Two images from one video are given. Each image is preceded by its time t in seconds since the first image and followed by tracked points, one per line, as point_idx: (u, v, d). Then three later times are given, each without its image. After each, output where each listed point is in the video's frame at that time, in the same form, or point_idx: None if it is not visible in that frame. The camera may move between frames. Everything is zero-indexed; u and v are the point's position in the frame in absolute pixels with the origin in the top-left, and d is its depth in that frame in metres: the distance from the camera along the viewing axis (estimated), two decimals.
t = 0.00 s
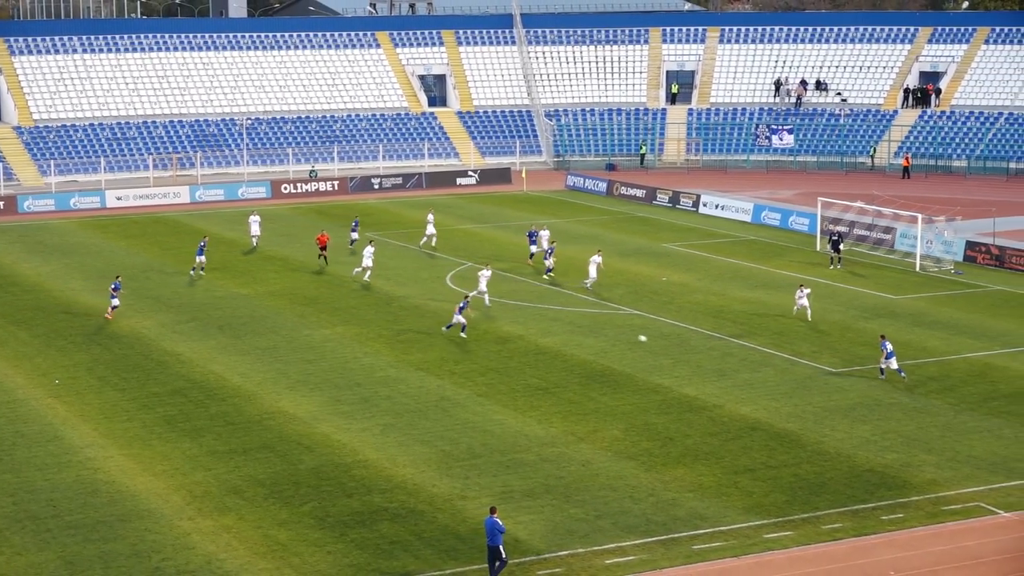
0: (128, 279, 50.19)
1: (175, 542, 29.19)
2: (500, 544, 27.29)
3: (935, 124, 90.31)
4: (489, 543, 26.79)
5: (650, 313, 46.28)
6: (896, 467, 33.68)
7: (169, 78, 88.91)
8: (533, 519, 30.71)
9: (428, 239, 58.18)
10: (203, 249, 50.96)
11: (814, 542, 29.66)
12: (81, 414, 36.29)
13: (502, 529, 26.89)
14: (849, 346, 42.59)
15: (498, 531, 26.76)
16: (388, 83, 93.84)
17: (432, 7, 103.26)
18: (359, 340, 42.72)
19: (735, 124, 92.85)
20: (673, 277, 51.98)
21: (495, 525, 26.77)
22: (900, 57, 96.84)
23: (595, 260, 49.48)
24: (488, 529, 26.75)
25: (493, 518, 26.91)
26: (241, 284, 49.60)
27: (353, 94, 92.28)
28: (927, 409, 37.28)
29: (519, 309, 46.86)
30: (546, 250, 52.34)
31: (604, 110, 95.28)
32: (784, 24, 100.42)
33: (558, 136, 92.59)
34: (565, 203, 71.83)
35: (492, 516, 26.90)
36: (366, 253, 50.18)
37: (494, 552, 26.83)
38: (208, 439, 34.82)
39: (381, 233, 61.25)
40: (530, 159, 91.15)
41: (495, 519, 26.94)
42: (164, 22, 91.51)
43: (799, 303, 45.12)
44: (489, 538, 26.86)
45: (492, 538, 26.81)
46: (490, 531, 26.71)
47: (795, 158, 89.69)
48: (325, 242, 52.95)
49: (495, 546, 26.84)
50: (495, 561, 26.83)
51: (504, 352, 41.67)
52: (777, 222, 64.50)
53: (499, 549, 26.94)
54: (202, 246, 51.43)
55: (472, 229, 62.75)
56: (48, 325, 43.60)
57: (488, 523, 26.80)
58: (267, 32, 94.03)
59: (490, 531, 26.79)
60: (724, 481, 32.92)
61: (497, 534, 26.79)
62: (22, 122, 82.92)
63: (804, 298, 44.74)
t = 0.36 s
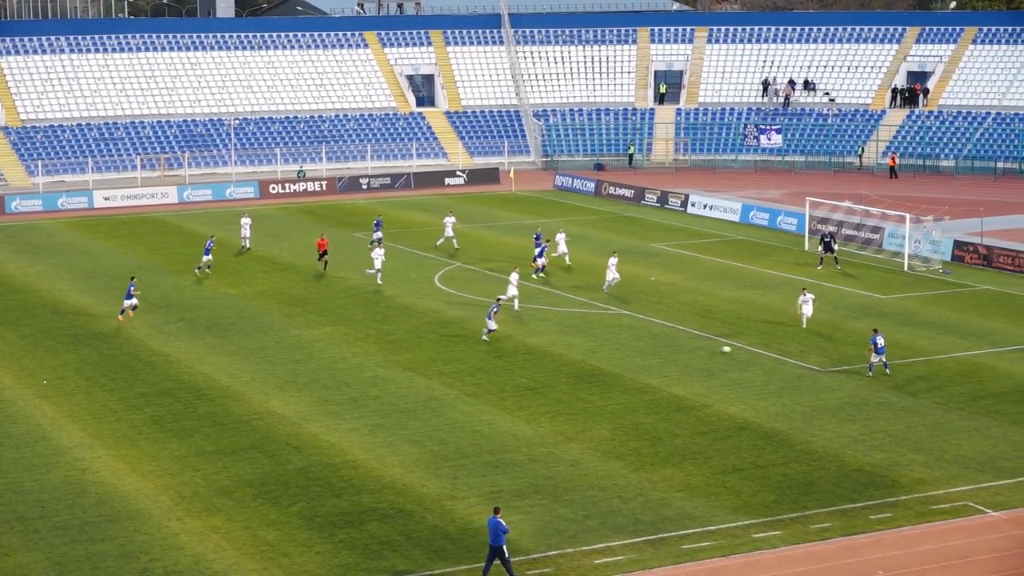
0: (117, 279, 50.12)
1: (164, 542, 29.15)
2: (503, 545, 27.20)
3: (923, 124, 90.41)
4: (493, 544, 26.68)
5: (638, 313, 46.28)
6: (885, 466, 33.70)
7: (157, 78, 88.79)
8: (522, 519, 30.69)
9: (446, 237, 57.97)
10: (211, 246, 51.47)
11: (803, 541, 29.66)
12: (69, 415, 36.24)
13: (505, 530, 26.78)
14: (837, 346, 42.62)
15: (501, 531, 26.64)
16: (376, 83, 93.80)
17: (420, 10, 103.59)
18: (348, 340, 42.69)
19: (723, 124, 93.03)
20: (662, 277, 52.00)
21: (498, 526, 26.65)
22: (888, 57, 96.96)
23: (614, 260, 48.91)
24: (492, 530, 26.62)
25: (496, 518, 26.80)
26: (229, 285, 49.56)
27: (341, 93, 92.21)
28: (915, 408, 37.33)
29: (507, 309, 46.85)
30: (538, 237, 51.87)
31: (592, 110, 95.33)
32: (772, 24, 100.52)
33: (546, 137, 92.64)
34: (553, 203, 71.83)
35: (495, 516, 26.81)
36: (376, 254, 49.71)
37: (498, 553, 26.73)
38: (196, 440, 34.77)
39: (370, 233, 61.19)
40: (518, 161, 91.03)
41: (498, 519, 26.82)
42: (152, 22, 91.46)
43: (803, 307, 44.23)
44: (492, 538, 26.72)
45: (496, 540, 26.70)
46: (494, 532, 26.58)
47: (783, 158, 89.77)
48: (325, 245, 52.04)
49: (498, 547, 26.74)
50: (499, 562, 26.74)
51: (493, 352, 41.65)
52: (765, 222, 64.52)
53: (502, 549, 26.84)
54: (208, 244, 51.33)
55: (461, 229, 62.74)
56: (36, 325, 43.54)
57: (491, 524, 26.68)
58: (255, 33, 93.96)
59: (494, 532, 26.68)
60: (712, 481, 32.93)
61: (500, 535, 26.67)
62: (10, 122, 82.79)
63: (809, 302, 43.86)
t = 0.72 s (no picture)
0: (109, 279, 50.08)
1: (156, 543, 29.12)
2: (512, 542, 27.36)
3: (916, 124, 90.51)
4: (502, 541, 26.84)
5: (631, 313, 46.30)
6: (878, 466, 33.72)
7: (149, 78, 88.72)
8: (515, 519, 30.70)
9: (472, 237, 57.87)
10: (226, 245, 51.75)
11: (796, 541, 29.69)
12: (61, 415, 36.21)
13: (515, 527, 26.96)
14: (830, 346, 42.65)
15: (511, 528, 26.81)
16: (368, 83, 93.78)
17: (412, 10, 103.58)
18: (340, 341, 42.67)
19: (716, 124, 93.13)
20: (655, 277, 52.02)
21: (507, 522, 26.83)
22: (880, 57, 97.07)
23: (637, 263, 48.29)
24: (501, 526, 26.80)
25: (506, 515, 26.97)
26: (222, 285, 49.53)
27: (334, 93, 92.17)
28: (907, 408, 37.37)
29: (500, 309, 46.85)
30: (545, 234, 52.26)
31: (585, 110, 95.37)
32: (765, 24, 100.58)
33: (539, 137, 92.61)
34: (546, 203, 71.83)
35: (505, 514, 26.98)
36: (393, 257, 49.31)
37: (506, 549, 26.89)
38: (189, 440, 34.75)
39: (363, 233, 61.14)
40: (511, 160, 91.75)
41: (508, 516, 27.01)
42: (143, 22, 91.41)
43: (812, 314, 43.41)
44: (500, 534, 26.90)
45: (505, 536, 26.87)
46: (502, 528, 26.75)
47: (775, 158, 89.90)
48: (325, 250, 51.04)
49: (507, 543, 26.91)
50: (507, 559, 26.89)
51: (486, 352, 41.65)
52: (758, 222, 64.56)
53: (510, 546, 26.99)
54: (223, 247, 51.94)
55: (454, 229, 62.75)
56: (29, 325, 43.50)
57: (501, 520, 26.87)
58: (247, 33, 93.94)
59: (503, 528, 26.85)
60: (705, 480, 32.95)
61: (510, 531, 26.85)
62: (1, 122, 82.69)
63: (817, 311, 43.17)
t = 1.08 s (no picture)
0: (101, 280, 50.04)
1: (147, 543, 29.09)
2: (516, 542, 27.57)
3: (907, 124, 90.58)
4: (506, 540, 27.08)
5: (623, 313, 46.34)
6: (869, 466, 33.74)
7: (140, 78, 88.66)
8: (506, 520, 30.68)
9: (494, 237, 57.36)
10: (241, 247, 51.91)
11: (788, 540, 29.70)
12: (52, 415, 36.18)
13: (519, 527, 27.18)
14: (822, 346, 42.69)
15: (514, 527, 27.04)
16: (360, 83, 93.76)
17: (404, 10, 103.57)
18: (332, 341, 42.65)
19: (707, 124, 93.18)
20: (646, 278, 52.04)
21: (511, 523, 27.07)
22: (871, 57, 97.16)
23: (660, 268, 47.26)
24: (505, 526, 27.04)
25: (510, 515, 27.20)
26: (213, 285, 49.49)
27: (325, 94, 92.15)
28: (898, 408, 37.42)
29: (493, 309, 46.88)
30: (552, 232, 52.58)
31: (576, 110, 95.38)
32: (756, 24, 100.65)
33: (530, 137, 92.56)
34: (537, 203, 71.86)
35: (510, 513, 27.22)
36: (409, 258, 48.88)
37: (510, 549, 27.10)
38: (180, 440, 34.73)
39: (354, 233, 61.14)
40: (502, 160, 91.18)
41: (512, 516, 27.24)
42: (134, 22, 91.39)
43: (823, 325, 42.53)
44: (505, 534, 27.11)
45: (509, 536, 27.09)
46: (507, 527, 26.98)
47: (766, 158, 90.07)
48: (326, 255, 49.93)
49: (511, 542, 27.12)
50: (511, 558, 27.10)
51: (477, 352, 41.65)
52: (749, 222, 64.59)
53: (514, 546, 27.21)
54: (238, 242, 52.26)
55: (445, 229, 62.77)
56: (20, 326, 43.44)
57: (505, 519, 27.10)
58: (238, 33, 93.90)
59: (507, 528, 27.07)
60: (697, 480, 32.96)
61: (513, 531, 27.07)
62: None
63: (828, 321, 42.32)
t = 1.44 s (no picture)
0: (88, 280, 49.98)
1: (134, 544, 29.05)
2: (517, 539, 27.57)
3: (893, 124, 90.77)
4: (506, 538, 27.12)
5: (611, 313, 46.44)
6: (856, 465, 33.78)
7: (126, 79, 88.56)
8: (494, 520, 30.66)
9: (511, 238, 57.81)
10: (255, 240, 52.18)
11: (775, 540, 29.72)
12: (38, 416, 36.12)
13: (519, 524, 27.20)
14: (808, 346, 42.75)
15: (515, 525, 27.06)
16: (347, 83, 93.74)
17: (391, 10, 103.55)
18: (320, 341, 42.65)
19: (694, 124, 93.31)
20: (634, 278, 52.11)
21: (512, 520, 27.07)
22: (857, 57, 97.31)
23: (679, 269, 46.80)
24: (506, 524, 27.05)
25: (510, 513, 27.20)
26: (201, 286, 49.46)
27: (312, 94, 92.12)
28: (885, 408, 37.47)
29: (480, 309, 46.94)
30: (553, 233, 52.91)
31: (563, 110, 95.43)
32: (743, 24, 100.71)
33: (518, 137, 92.61)
34: (524, 203, 71.92)
35: (510, 512, 27.24)
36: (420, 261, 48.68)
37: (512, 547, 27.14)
38: (167, 441, 34.68)
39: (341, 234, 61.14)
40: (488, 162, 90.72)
41: (513, 514, 27.24)
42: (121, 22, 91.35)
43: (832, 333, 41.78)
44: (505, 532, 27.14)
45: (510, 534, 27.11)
46: (507, 525, 27.00)
47: (753, 159, 90.29)
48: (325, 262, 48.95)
49: (512, 540, 27.16)
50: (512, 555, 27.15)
51: (465, 353, 41.66)
52: (736, 222, 64.66)
53: (516, 543, 27.23)
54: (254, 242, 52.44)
55: (432, 230, 62.79)
56: (6, 327, 43.38)
57: (505, 518, 27.10)
58: (225, 33, 93.79)
59: (508, 526, 27.10)
60: (684, 480, 32.97)
61: (514, 529, 27.11)
62: None
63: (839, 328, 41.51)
